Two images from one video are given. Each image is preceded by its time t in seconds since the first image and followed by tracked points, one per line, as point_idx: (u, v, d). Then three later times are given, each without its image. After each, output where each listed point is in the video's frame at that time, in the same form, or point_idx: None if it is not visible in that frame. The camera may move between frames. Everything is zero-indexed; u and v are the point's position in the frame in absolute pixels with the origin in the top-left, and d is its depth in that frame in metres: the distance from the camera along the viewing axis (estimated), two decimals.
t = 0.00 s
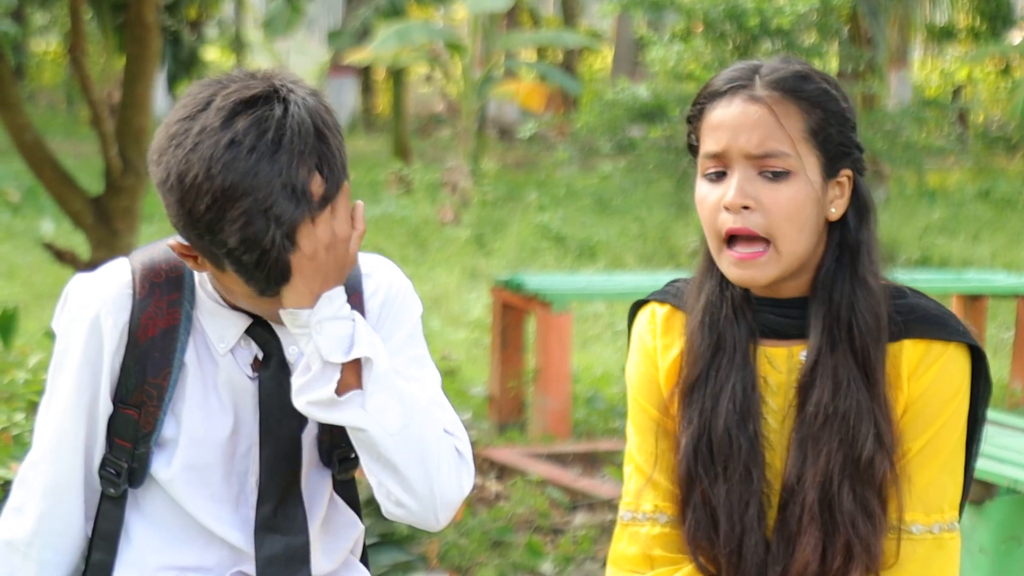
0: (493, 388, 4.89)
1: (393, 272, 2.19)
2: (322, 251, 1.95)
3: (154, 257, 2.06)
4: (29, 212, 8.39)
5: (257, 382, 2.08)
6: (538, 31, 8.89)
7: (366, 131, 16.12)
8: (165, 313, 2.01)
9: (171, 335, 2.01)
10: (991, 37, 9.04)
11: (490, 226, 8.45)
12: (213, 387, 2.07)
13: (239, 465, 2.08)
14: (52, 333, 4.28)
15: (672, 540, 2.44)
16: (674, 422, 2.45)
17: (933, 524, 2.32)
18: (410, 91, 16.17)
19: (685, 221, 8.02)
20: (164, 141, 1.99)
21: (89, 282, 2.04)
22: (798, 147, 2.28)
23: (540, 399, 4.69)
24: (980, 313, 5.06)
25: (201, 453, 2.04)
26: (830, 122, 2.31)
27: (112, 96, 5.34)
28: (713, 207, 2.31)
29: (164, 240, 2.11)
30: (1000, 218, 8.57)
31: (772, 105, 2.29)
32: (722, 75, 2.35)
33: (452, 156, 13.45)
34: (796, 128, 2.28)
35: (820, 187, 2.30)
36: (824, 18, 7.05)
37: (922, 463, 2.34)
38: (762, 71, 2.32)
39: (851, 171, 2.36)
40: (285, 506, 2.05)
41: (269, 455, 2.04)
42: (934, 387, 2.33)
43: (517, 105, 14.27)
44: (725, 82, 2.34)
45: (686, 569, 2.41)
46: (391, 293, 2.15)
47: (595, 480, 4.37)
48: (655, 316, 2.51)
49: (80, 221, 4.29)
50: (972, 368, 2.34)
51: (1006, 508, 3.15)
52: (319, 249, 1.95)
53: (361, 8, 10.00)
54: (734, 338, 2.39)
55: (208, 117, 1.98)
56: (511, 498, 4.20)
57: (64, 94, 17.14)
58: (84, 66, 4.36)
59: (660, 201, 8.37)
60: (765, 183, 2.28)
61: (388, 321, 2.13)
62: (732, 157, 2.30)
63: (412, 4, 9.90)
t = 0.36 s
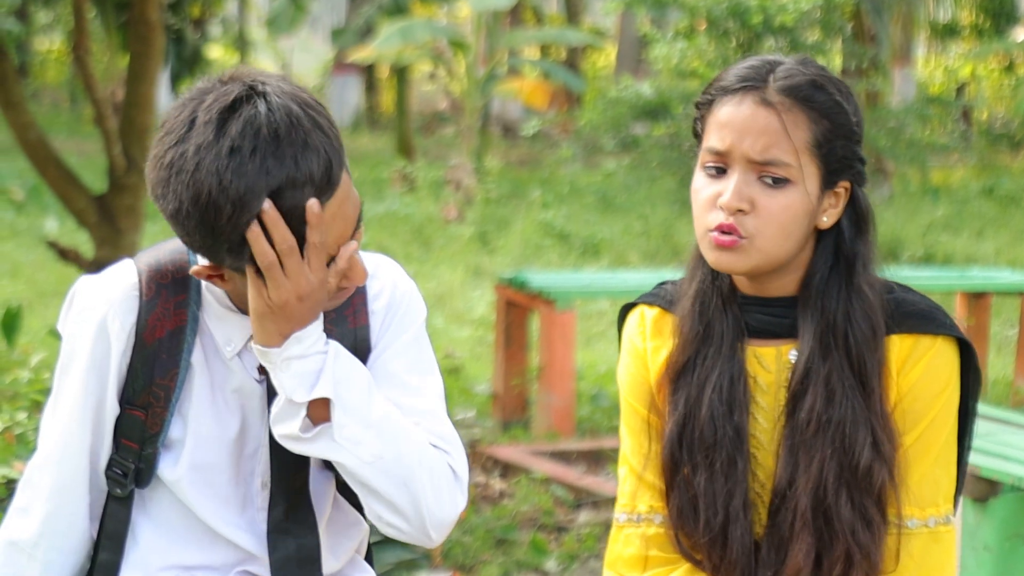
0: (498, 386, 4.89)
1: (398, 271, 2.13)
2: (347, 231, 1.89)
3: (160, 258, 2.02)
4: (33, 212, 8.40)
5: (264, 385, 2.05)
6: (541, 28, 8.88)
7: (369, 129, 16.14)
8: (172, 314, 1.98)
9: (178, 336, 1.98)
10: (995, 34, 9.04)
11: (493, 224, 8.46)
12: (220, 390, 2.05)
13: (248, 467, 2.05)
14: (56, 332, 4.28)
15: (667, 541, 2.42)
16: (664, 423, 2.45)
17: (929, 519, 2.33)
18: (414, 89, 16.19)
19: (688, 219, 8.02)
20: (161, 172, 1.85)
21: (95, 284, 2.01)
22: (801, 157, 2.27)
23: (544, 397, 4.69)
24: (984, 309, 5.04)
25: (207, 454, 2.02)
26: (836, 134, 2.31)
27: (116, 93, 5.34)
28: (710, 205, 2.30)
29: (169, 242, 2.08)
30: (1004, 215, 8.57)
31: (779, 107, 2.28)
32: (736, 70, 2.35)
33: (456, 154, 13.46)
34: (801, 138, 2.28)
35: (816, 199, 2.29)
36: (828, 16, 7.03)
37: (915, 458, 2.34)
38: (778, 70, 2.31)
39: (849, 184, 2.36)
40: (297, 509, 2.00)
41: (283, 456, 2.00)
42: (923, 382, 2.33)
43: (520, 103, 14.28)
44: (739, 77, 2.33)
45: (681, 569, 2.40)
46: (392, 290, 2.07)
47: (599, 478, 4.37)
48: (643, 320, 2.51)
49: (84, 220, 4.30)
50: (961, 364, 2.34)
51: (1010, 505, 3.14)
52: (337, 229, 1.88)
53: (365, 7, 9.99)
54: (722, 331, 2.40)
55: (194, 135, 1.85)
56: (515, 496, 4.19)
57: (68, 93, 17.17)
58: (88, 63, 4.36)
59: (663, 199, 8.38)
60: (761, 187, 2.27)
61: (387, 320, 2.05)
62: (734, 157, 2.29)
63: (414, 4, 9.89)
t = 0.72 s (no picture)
0: (499, 385, 4.89)
1: (395, 270, 2.29)
2: (274, 260, 1.94)
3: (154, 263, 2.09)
4: (36, 210, 8.40)
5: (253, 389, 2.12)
6: (544, 27, 8.87)
7: (371, 128, 16.13)
8: (169, 319, 2.05)
9: (175, 341, 2.05)
10: (997, 32, 9.03)
11: (496, 223, 8.46)
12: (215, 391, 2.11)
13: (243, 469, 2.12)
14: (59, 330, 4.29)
15: (669, 539, 2.43)
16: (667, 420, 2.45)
17: (930, 517, 2.33)
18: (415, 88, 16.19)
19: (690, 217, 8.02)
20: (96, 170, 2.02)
21: (91, 288, 2.05)
22: (805, 159, 2.28)
23: (546, 395, 4.70)
24: (987, 309, 5.02)
25: (203, 457, 2.08)
26: (839, 133, 2.31)
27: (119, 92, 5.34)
28: (712, 211, 2.32)
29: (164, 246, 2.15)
30: (1007, 214, 8.57)
31: (780, 109, 2.27)
32: (735, 70, 2.34)
33: (458, 152, 13.46)
34: (805, 138, 2.28)
35: (820, 200, 2.30)
36: (830, 14, 7.00)
37: (918, 455, 2.35)
38: (778, 70, 2.30)
39: (853, 179, 2.36)
40: (271, 514, 2.10)
41: (259, 465, 2.08)
42: (925, 380, 2.34)
43: (522, 102, 14.27)
44: (738, 78, 2.32)
45: (684, 568, 2.40)
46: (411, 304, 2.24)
47: (601, 477, 4.37)
48: (646, 318, 2.51)
49: (87, 218, 4.31)
50: (963, 362, 2.34)
51: (1013, 505, 3.14)
52: (261, 259, 1.93)
53: (367, 6, 9.99)
54: (725, 330, 2.39)
55: (122, 139, 2.00)
56: (518, 495, 4.19)
57: (70, 91, 17.15)
58: (91, 62, 4.36)
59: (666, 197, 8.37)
60: (766, 191, 2.28)
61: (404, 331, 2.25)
62: (738, 161, 2.30)
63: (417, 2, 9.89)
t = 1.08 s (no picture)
0: (500, 385, 4.89)
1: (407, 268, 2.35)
2: (284, 216, 1.98)
3: (176, 264, 2.11)
4: (36, 210, 8.40)
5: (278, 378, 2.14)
6: (544, 27, 8.86)
7: (372, 128, 16.13)
8: (194, 319, 2.07)
9: (200, 342, 2.06)
10: (998, 32, 9.03)
11: (496, 223, 8.46)
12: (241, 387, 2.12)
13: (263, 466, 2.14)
14: (59, 330, 4.29)
15: (672, 538, 2.44)
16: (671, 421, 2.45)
17: (934, 518, 2.33)
18: (416, 88, 16.19)
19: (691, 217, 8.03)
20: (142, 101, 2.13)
21: (114, 288, 2.06)
22: (809, 153, 2.28)
23: (546, 395, 4.70)
24: (987, 309, 5.02)
25: (227, 456, 2.09)
26: (843, 127, 2.31)
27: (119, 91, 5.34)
28: (718, 210, 2.32)
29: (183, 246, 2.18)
30: (1007, 214, 8.56)
31: (783, 105, 2.27)
32: (736, 70, 2.34)
33: (458, 152, 13.45)
34: (809, 133, 2.28)
35: (827, 194, 2.31)
36: (831, 14, 6.97)
37: (921, 456, 2.34)
38: (778, 68, 2.31)
39: (859, 174, 2.36)
40: (295, 503, 2.10)
41: (281, 457, 2.09)
42: (930, 381, 2.33)
43: (522, 101, 14.27)
44: (739, 78, 2.32)
45: (685, 568, 2.41)
46: (424, 300, 2.31)
47: (602, 476, 4.37)
48: (650, 317, 2.50)
49: (87, 218, 4.31)
50: (969, 363, 2.34)
51: (1013, 505, 3.14)
52: (273, 207, 1.97)
53: (368, 6, 9.99)
54: (731, 332, 2.39)
55: (172, 72, 2.11)
56: (518, 494, 4.20)
57: (70, 92, 17.15)
58: (91, 62, 4.37)
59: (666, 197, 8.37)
60: (773, 187, 2.28)
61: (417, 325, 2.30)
62: (743, 159, 2.30)
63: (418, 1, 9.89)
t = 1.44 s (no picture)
0: (501, 384, 4.89)
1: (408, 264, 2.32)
2: (319, 149, 2.03)
3: (186, 243, 2.08)
4: (38, 209, 8.41)
5: (285, 351, 2.09)
6: (545, 26, 8.85)
7: (374, 127, 16.15)
8: (203, 294, 2.04)
9: (209, 315, 2.03)
10: (999, 32, 9.03)
11: (498, 222, 8.45)
12: (247, 361, 2.06)
13: (266, 443, 2.07)
14: (60, 330, 4.30)
15: (678, 542, 2.43)
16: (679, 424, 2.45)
17: (940, 523, 2.34)
18: (418, 87, 16.20)
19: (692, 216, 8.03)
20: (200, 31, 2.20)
21: (123, 264, 2.03)
22: (812, 157, 2.28)
23: (548, 395, 4.69)
24: (988, 308, 5.02)
25: (233, 431, 2.04)
26: (843, 129, 2.31)
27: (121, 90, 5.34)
28: (724, 217, 2.31)
29: (191, 229, 2.14)
30: (1009, 214, 8.57)
31: (783, 110, 2.28)
32: (735, 76, 2.34)
33: (460, 152, 13.45)
34: (810, 137, 2.28)
35: (831, 195, 2.31)
36: (832, 14, 6.95)
37: (928, 460, 2.35)
38: (776, 72, 2.31)
39: (862, 175, 2.37)
40: (299, 477, 2.05)
41: (289, 428, 2.04)
42: (938, 386, 2.34)
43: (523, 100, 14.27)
44: (739, 84, 2.32)
45: (690, 567, 2.39)
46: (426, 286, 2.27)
47: (603, 476, 4.37)
48: (659, 317, 2.50)
49: (89, 218, 4.31)
50: (976, 369, 2.36)
51: (1012, 505, 3.14)
52: (311, 130, 2.03)
53: (370, 5, 10.00)
54: (741, 335, 2.39)
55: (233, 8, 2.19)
56: (519, 494, 4.20)
57: (72, 91, 17.15)
58: (92, 62, 4.37)
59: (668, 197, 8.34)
60: (778, 192, 2.28)
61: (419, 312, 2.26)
62: (746, 166, 2.29)
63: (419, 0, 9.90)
